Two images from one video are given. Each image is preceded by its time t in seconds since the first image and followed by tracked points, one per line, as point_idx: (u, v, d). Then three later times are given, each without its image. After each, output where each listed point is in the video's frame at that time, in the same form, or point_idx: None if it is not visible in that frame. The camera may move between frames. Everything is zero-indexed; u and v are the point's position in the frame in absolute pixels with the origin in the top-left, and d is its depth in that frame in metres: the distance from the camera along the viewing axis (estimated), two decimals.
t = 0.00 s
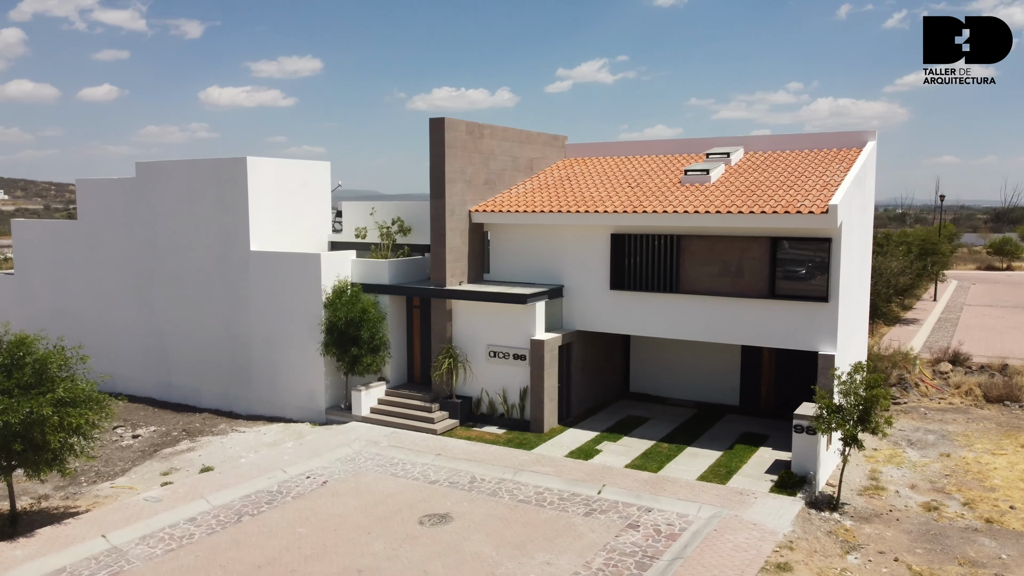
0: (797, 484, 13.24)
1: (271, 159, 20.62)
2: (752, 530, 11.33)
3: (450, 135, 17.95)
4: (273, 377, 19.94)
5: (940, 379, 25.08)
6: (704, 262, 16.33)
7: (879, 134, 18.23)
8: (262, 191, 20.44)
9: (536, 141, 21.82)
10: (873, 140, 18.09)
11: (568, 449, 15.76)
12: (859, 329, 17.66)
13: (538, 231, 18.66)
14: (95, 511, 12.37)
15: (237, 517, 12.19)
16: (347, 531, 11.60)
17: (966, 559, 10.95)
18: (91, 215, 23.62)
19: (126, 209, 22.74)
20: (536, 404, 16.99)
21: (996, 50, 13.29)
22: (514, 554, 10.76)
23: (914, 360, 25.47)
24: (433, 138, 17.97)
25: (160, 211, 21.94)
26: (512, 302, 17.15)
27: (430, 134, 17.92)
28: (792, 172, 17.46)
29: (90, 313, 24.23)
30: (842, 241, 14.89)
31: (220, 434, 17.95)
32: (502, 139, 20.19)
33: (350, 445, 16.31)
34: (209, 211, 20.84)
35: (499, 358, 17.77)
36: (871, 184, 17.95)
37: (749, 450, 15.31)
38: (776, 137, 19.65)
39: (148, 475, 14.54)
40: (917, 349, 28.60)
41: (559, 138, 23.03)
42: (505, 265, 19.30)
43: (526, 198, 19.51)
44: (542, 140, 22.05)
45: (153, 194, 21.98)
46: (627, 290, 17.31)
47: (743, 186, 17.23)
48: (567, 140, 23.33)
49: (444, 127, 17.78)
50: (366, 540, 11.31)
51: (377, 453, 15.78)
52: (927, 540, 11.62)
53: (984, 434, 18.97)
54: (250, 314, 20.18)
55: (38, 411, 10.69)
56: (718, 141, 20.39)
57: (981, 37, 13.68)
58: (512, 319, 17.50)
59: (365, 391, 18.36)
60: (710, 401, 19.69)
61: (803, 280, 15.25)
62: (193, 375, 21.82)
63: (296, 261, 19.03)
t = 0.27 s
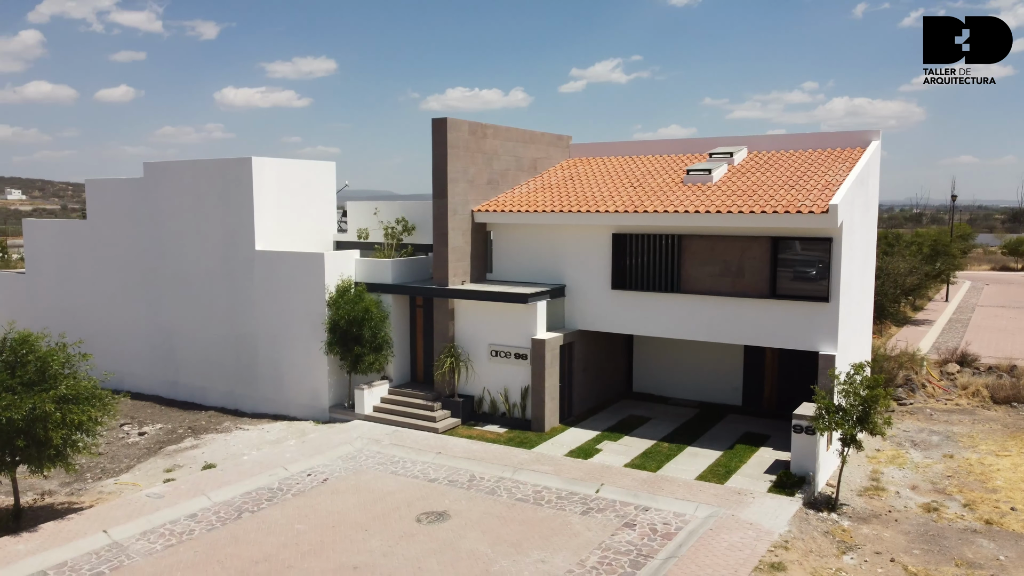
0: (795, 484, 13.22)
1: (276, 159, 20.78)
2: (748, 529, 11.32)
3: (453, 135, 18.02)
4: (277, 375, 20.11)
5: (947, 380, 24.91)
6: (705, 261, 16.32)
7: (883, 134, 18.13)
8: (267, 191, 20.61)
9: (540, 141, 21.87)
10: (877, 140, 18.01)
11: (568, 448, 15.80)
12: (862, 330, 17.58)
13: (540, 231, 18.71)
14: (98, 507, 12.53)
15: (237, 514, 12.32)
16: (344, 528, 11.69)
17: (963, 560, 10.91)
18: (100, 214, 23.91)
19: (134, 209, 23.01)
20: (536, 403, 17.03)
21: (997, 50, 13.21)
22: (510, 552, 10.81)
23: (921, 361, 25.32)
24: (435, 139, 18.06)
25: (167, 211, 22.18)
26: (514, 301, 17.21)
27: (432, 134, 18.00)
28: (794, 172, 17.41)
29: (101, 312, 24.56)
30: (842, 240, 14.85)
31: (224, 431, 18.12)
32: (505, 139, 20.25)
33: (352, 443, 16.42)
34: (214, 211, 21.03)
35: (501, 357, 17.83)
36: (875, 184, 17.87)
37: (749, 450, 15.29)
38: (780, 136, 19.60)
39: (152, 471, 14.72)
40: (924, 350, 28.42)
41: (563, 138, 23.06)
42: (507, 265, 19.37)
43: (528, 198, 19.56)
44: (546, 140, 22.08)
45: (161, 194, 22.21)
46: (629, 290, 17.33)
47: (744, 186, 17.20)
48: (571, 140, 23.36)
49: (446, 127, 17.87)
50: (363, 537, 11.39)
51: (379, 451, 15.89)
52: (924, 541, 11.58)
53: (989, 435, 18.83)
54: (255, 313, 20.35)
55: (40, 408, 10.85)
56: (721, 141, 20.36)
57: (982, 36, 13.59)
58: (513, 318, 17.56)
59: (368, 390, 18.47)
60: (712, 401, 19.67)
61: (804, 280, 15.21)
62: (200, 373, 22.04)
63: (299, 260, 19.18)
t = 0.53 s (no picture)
0: (793, 484, 13.21)
1: (281, 160, 20.95)
2: (743, 529, 11.34)
3: (455, 135, 18.11)
4: (282, 374, 20.28)
5: (954, 381, 24.76)
6: (706, 261, 16.32)
7: (887, 133, 18.04)
8: (272, 191, 20.77)
9: (543, 141, 21.92)
10: (880, 140, 17.94)
11: (568, 447, 15.84)
12: (865, 331, 17.52)
13: (543, 231, 18.76)
14: (101, 503, 12.70)
15: (237, 511, 12.45)
16: (342, 526, 11.79)
17: (959, 562, 10.87)
18: (109, 214, 24.17)
19: (142, 209, 23.27)
20: (537, 402, 17.09)
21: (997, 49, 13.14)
22: (505, 550, 10.87)
23: (928, 361, 25.17)
24: (437, 139, 18.14)
25: (174, 211, 22.40)
26: (515, 301, 17.27)
27: (435, 135, 18.09)
28: (797, 172, 17.38)
29: (110, 311, 24.85)
30: (843, 240, 14.81)
31: (228, 429, 18.29)
32: (508, 139, 20.31)
33: (354, 441, 16.54)
34: (220, 211, 21.23)
35: (502, 357, 17.90)
36: (878, 184, 17.79)
37: (749, 450, 15.29)
38: (783, 136, 19.55)
39: (155, 468, 14.89)
40: (931, 351, 28.27)
41: (567, 138, 23.10)
42: (510, 264, 19.44)
43: (531, 198, 19.62)
44: (549, 140, 22.13)
45: (168, 194, 22.42)
46: (630, 290, 17.35)
47: (746, 186, 17.18)
48: (575, 140, 23.40)
49: (448, 128, 17.95)
50: (361, 534, 11.48)
51: (380, 450, 16.00)
52: (921, 542, 11.55)
53: (994, 437, 18.71)
54: (260, 312, 20.52)
55: (42, 405, 11.02)
56: (725, 141, 20.34)
57: (983, 35, 13.51)
58: (515, 318, 17.62)
59: (371, 389, 18.59)
60: (715, 401, 19.66)
61: (805, 280, 15.19)
62: (206, 372, 22.25)
63: (303, 260, 19.34)
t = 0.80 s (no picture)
0: (792, 485, 13.20)
1: (286, 160, 21.11)
2: (739, 529, 11.36)
3: (457, 135, 18.20)
4: (286, 373, 20.45)
5: (961, 382, 24.61)
6: (707, 261, 16.33)
7: (890, 133, 17.97)
8: (277, 191, 20.94)
9: (547, 141, 21.97)
10: (884, 140, 17.87)
11: (568, 446, 15.89)
12: (867, 332, 17.48)
13: (545, 231, 18.82)
14: (105, 499, 12.87)
15: (238, 507, 12.59)
16: (341, 523, 11.89)
17: (956, 563, 10.84)
18: (118, 214, 24.44)
19: (149, 209, 23.51)
20: (538, 401, 17.15)
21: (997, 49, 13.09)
22: (500, 548, 10.94)
23: (935, 362, 25.04)
24: (440, 139, 18.23)
25: (181, 211, 22.62)
26: (516, 301, 17.33)
27: (437, 135, 18.18)
28: (799, 172, 17.34)
29: (118, 309, 25.12)
30: (843, 240, 14.78)
31: (232, 427, 18.46)
32: (511, 139, 20.38)
33: (356, 440, 16.66)
34: (226, 211, 21.42)
35: (504, 356, 17.97)
36: (881, 185, 17.72)
37: (749, 450, 15.28)
38: (786, 136, 19.50)
39: (159, 465, 15.07)
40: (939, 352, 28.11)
41: (571, 138, 23.14)
42: (512, 264, 19.50)
43: (534, 197, 19.67)
44: (553, 140, 22.18)
45: (175, 193, 22.65)
46: (631, 290, 17.38)
47: (748, 186, 17.17)
48: (579, 140, 23.44)
49: (451, 128, 18.04)
50: (358, 531, 11.58)
51: (381, 448, 16.11)
52: (918, 543, 11.52)
53: (999, 438, 18.59)
54: (265, 311, 20.70)
55: (44, 402, 11.19)
56: (728, 141, 20.32)
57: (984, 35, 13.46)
58: (516, 318, 17.68)
59: (374, 387, 18.72)
60: (717, 401, 19.65)
61: (805, 280, 15.17)
62: (212, 370, 22.46)
63: (307, 259, 19.49)
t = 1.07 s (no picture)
0: (790, 485, 13.20)
1: (291, 160, 21.28)
2: (735, 528, 11.38)
3: (460, 136, 18.28)
4: (291, 371, 20.62)
5: (968, 383, 24.47)
6: (708, 261, 16.35)
7: (894, 133, 17.90)
8: (283, 191, 21.11)
9: (551, 141, 22.02)
10: (887, 139, 17.81)
11: (569, 445, 15.94)
12: (869, 332, 17.43)
13: (547, 231, 18.88)
14: (108, 495, 13.04)
15: (239, 504, 12.73)
16: (340, 520, 11.99)
17: (953, 564, 10.82)
18: (127, 214, 24.74)
19: (158, 208, 23.78)
20: (539, 401, 17.22)
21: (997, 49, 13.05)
22: (496, 546, 11.00)
23: (942, 363, 24.90)
24: (443, 139, 18.33)
25: (188, 211, 22.86)
26: (517, 300, 17.40)
27: (440, 135, 18.28)
28: (801, 172, 17.32)
29: (127, 308, 25.42)
30: (844, 240, 14.76)
31: (237, 425, 18.63)
32: (515, 139, 20.44)
33: (358, 438, 16.78)
34: (232, 210, 21.63)
35: (506, 355, 18.04)
36: (884, 184, 17.66)
37: (749, 450, 15.28)
38: (790, 136, 19.47)
39: (163, 462, 15.25)
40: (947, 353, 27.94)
41: (575, 138, 23.18)
42: (515, 264, 19.57)
43: (537, 197, 19.74)
44: (557, 140, 22.22)
45: (182, 193, 22.89)
46: (632, 289, 17.41)
47: (750, 186, 17.16)
48: (584, 140, 23.47)
49: (454, 128, 18.13)
50: (357, 528, 11.67)
51: (383, 446, 16.22)
52: (916, 544, 11.50)
53: (1004, 439, 18.48)
54: (270, 310, 20.89)
55: (47, 400, 11.38)
56: (732, 141, 20.30)
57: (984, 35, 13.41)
58: (518, 317, 17.75)
59: (377, 386, 18.84)
60: (720, 401, 19.64)
61: (806, 280, 15.15)
62: (218, 368, 22.68)
63: (312, 259, 19.65)
